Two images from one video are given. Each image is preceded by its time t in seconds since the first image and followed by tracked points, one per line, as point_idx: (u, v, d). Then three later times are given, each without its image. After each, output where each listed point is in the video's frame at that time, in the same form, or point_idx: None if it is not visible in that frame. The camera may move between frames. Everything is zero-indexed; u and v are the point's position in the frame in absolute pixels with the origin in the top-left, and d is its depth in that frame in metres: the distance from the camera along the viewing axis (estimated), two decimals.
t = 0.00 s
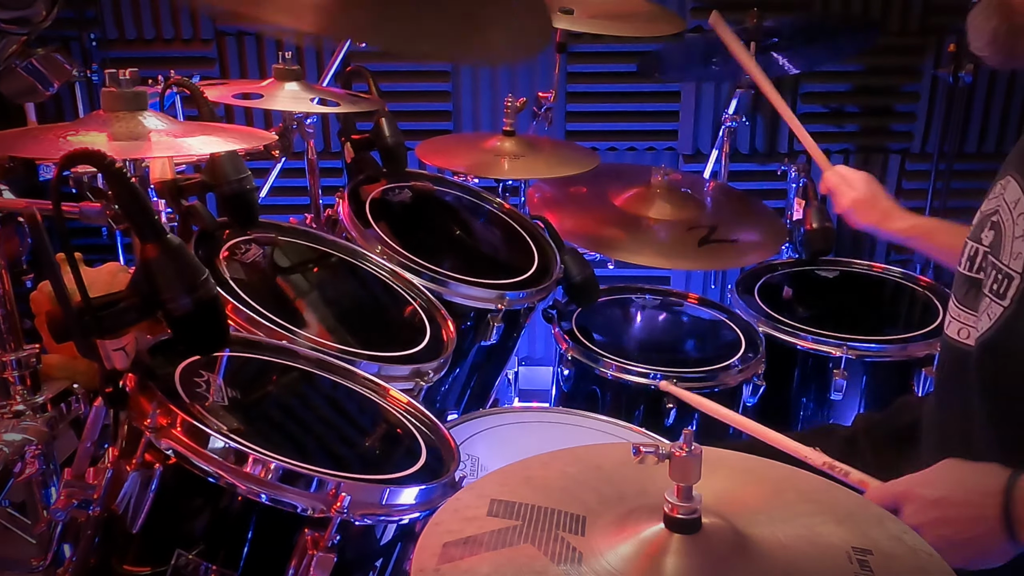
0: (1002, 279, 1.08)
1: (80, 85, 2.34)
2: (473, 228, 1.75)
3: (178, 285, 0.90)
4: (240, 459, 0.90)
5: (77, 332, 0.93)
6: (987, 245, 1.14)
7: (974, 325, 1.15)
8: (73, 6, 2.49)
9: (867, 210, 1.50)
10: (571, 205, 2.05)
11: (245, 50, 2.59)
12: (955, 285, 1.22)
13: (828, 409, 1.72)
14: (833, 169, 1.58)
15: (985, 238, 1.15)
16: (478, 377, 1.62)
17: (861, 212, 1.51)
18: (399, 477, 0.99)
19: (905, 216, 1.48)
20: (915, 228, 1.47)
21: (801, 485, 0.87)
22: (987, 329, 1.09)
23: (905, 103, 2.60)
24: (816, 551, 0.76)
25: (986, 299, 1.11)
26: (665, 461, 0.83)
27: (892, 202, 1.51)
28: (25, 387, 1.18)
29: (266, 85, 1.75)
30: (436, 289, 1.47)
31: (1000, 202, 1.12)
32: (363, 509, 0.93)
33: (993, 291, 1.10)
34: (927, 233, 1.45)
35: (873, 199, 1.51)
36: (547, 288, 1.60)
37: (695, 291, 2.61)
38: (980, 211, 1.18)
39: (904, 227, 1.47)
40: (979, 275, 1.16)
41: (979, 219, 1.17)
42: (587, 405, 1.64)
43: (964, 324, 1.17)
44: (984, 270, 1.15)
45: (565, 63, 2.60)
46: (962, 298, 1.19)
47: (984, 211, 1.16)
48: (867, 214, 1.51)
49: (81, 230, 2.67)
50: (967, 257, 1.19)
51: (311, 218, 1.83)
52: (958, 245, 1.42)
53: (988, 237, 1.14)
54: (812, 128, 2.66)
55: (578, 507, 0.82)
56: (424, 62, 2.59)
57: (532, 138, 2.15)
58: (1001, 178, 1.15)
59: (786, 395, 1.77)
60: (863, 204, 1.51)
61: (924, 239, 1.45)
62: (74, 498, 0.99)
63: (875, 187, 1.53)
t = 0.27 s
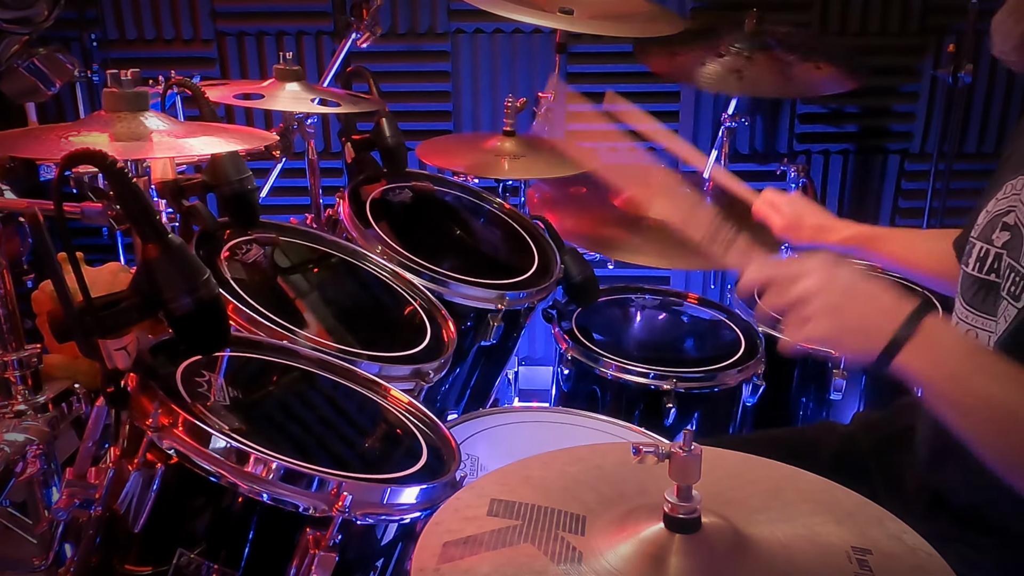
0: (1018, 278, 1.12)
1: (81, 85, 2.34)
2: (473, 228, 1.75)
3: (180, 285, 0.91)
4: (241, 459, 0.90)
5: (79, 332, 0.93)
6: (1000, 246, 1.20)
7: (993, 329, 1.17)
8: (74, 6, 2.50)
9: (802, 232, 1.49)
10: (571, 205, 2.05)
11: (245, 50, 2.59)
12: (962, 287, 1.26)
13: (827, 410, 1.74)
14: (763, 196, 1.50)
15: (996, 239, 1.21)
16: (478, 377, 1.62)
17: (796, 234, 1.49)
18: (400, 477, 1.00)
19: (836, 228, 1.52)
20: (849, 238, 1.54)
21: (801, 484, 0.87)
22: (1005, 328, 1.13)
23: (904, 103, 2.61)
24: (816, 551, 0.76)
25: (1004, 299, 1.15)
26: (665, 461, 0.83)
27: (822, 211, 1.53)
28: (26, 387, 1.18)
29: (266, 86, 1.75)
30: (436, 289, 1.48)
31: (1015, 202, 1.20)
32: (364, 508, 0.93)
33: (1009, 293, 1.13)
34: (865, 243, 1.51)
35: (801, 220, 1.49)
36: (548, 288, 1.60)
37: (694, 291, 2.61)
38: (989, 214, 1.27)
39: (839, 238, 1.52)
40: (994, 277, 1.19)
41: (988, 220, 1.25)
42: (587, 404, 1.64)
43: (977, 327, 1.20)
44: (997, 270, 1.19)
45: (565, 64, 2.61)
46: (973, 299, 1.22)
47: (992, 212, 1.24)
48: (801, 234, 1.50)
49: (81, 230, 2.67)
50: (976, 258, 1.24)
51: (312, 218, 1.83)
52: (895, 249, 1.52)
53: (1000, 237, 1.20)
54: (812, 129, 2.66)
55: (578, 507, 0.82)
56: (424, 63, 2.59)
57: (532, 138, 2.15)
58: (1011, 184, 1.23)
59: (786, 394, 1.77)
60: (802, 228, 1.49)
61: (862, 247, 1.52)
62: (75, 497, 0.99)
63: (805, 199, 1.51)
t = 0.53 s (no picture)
0: (1013, 288, 1.05)
1: (82, 86, 2.35)
2: (473, 228, 1.75)
3: (181, 285, 0.91)
4: (242, 458, 0.90)
5: (79, 332, 0.93)
6: (988, 253, 1.13)
7: (985, 337, 1.11)
8: (75, 7, 2.50)
9: (797, 251, 1.46)
10: (571, 205, 2.05)
11: (245, 51, 2.59)
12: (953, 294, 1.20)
13: (826, 410, 1.73)
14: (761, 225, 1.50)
15: (985, 246, 1.14)
16: (478, 377, 1.62)
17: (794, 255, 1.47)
18: (399, 476, 1.00)
19: (831, 241, 1.47)
20: (843, 250, 1.48)
21: (800, 484, 0.87)
22: (1000, 339, 1.06)
23: (904, 103, 2.61)
24: (815, 551, 0.77)
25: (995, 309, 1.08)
26: (665, 460, 0.84)
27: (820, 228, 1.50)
28: (27, 387, 1.18)
29: (266, 86, 1.75)
30: (436, 289, 1.48)
31: (1002, 208, 1.12)
32: (364, 507, 0.93)
33: (1003, 302, 1.06)
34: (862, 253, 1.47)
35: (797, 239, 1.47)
36: (548, 288, 1.60)
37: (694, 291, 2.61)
38: (977, 219, 1.19)
39: (834, 252, 1.46)
40: (983, 284, 1.14)
41: (976, 227, 1.17)
42: (586, 404, 1.64)
43: (968, 336, 1.14)
44: (985, 278, 1.13)
45: (565, 64, 2.61)
46: (962, 307, 1.16)
47: (981, 219, 1.17)
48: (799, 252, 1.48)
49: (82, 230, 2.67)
50: (966, 264, 1.18)
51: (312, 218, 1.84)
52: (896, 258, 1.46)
53: (988, 245, 1.14)
54: (811, 129, 2.66)
55: (577, 507, 0.83)
56: (424, 63, 2.60)
57: (532, 138, 2.15)
58: (998, 188, 1.15)
59: (785, 395, 1.77)
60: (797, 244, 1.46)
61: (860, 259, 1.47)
62: (76, 497, 0.99)
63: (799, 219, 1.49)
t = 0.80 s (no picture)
0: (1013, 290, 1.04)
1: (82, 86, 2.35)
2: (473, 228, 1.75)
3: (182, 285, 0.91)
4: (243, 458, 0.91)
5: (80, 332, 0.93)
6: (988, 254, 1.13)
7: (988, 339, 1.12)
8: (76, 7, 2.50)
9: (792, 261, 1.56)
10: (571, 205, 2.06)
11: (246, 51, 2.59)
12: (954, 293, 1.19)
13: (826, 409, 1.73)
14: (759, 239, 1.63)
15: (985, 247, 1.13)
16: (478, 376, 1.62)
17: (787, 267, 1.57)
18: (400, 476, 1.00)
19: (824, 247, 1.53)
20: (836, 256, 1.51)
21: (799, 484, 0.88)
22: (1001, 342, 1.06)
23: (903, 104, 2.61)
24: (815, 550, 0.77)
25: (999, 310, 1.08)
26: (664, 460, 0.84)
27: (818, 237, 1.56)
28: (28, 387, 1.19)
29: (267, 86, 1.75)
30: (436, 289, 1.48)
31: (1002, 209, 1.11)
32: (364, 507, 0.94)
33: (1003, 304, 1.06)
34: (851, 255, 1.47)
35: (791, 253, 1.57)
36: (548, 288, 1.60)
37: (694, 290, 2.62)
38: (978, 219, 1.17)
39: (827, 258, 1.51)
40: (984, 286, 1.14)
41: (977, 227, 1.16)
42: (586, 404, 1.65)
43: (970, 337, 1.15)
44: (987, 279, 1.13)
45: (565, 64, 2.61)
46: (963, 307, 1.17)
47: (981, 219, 1.16)
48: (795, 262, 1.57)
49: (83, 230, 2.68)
50: (966, 265, 1.17)
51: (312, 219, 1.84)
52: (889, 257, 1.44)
53: (989, 246, 1.13)
54: (811, 129, 2.67)
55: (577, 506, 0.83)
56: (424, 63, 2.60)
57: (532, 138, 2.15)
58: (998, 187, 1.14)
59: (785, 394, 1.77)
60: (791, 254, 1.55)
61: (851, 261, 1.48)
62: (77, 496, 1.00)
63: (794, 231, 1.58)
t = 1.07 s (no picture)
0: (1002, 295, 1.05)
1: (83, 86, 2.35)
2: (473, 228, 1.75)
3: (182, 285, 0.91)
4: (243, 458, 0.91)
5: (81, 332, 0.93)
6: (980, 261, 1.13)
7: (979, 344, 1.10)
8: (77, 8, 2.50)
9: (788, 259, 1.48)
10: (571, 205, 2.06)
11: (246, 52, 2.60)
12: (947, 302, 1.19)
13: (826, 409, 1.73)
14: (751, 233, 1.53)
15: (977, 254, 1.14)
16: (478, 376, 1.62)
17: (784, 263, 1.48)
18: (400, 476, 1.00)
19: (819, 249, 1.48)
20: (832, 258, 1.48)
21: (799, 483, 0.88)
22: (992, 347, 1.06)
23: (902, 104, 2.61)
24: (814, 550, 0.77)
25: (988, 316, 1.08)
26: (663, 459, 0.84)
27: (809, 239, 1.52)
28: (29, 387, 1.19)
29: (267, 87, 1.76)
30: (436, 289, 1.48)
31: (994, 217, 1.11)
32: (364, 506, 0.94)
33: (995, 309, 1.06)
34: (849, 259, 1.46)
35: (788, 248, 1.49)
36: (548, 288, 1.61)
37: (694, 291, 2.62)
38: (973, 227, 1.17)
39: (822, 259, 1.47)
40: (975, 291, 1.13)
41: (972, 233, 1.16)
42: (586, 404, 1.65)
43: (961, 343, 1.14)
44: (976, 285, 1.13)
45: (565, 65, 2.61)
46: (953, 313, 1.16)
47: (976, 226, 1.15)
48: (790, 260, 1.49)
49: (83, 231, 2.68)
50: (960, 271, 1.17)
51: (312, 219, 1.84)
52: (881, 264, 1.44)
53: (981, 252, 1.13)
54: (810, 130, 2.67)
55: (577, 506, 0.83)
56: (424, 63, 2.60)
57: (532, 139, 2.16)
58: (993, 194, 1.14)
59: (784, 394, 1.77)
60: (788, 252, 1.47)
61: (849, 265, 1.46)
62: (78, 496, 1.00)
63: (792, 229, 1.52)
